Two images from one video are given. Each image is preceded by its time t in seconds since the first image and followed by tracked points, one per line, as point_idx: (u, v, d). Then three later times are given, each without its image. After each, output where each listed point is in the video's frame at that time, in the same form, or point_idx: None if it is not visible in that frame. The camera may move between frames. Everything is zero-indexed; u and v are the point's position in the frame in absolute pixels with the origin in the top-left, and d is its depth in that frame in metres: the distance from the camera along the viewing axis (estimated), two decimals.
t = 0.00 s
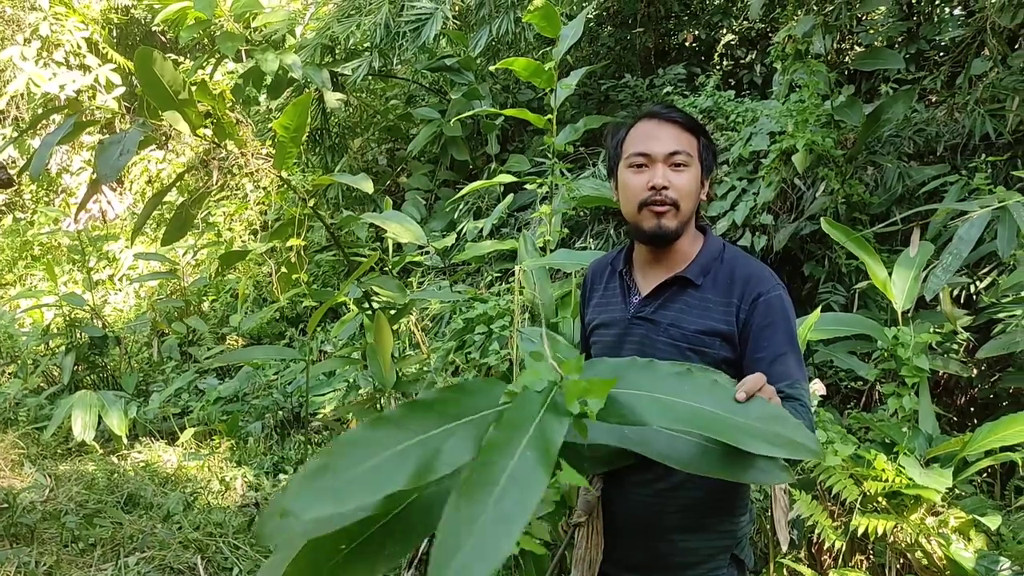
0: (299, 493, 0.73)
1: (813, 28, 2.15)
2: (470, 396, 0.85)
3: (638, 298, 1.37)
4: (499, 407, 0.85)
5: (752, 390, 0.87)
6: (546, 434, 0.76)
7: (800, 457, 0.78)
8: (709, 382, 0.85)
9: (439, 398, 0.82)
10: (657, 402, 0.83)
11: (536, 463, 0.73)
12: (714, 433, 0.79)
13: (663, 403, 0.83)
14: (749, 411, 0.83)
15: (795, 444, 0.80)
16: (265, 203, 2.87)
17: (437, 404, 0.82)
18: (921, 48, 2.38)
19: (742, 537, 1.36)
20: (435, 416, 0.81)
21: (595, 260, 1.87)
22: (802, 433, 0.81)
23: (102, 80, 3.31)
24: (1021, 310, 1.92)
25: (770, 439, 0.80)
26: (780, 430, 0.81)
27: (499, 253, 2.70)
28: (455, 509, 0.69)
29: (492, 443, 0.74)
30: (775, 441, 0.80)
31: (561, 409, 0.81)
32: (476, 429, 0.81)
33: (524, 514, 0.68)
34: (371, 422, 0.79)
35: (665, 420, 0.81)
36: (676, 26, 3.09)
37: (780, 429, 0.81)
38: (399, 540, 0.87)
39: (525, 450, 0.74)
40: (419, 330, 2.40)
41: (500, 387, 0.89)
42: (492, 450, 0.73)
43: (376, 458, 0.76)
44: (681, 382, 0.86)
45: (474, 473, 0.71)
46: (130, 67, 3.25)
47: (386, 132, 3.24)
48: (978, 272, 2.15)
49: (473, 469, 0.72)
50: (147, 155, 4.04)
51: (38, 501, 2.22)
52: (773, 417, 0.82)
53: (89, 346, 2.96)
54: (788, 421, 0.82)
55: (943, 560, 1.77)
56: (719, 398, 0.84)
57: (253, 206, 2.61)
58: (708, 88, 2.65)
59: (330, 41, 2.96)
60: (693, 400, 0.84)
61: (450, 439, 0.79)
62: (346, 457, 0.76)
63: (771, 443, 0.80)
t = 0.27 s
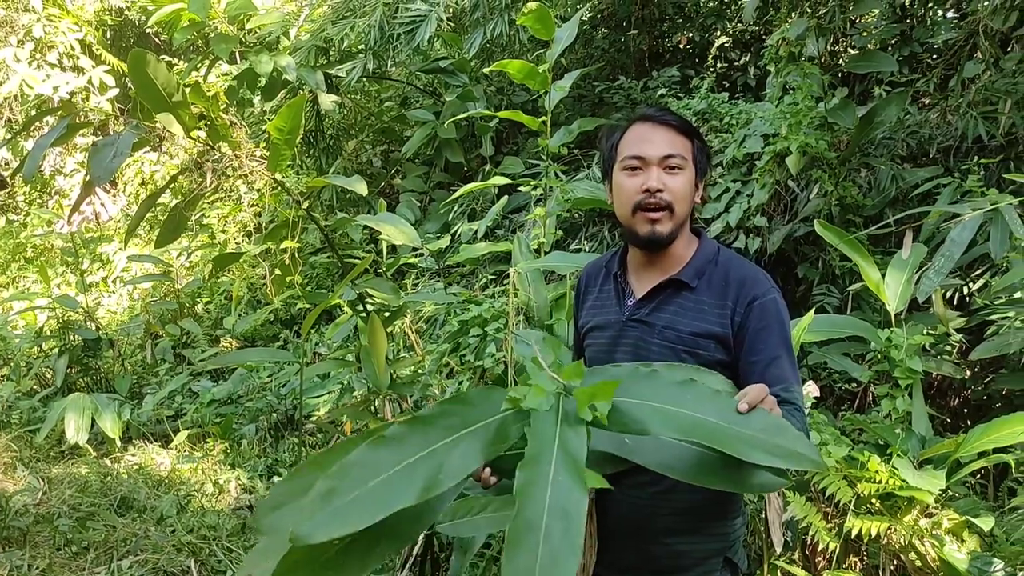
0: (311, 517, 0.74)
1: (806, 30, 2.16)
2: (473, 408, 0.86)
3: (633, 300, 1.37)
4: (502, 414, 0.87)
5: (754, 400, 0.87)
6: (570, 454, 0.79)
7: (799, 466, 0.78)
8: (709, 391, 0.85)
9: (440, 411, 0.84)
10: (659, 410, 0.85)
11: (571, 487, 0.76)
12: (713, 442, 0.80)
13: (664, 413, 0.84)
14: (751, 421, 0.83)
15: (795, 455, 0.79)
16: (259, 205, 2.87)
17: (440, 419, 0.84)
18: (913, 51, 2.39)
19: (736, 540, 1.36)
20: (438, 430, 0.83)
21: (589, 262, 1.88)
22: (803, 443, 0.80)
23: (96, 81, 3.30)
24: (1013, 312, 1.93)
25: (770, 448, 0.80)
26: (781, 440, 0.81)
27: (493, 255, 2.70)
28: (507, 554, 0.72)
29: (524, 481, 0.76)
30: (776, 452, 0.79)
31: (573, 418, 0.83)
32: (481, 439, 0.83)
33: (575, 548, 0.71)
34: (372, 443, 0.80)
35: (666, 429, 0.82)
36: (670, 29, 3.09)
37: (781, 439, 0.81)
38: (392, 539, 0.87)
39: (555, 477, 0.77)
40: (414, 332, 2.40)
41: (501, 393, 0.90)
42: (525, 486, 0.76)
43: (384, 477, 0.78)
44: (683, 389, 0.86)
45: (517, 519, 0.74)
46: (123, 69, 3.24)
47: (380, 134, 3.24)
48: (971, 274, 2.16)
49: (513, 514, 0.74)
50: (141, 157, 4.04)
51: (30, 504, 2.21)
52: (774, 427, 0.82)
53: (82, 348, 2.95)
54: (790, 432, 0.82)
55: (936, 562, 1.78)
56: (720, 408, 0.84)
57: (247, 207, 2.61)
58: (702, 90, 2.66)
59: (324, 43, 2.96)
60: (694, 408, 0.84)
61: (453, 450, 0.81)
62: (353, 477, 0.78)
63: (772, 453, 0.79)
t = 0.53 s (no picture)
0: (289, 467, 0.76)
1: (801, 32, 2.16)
2: (467, 387, 0.86)
3: (629, 302, 1.37)
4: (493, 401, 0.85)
5: (744, 401, 0.87)
6: (541, 430, 0.77)
7: (789, 469, 0.79)
8: (699, 391, 0.85)
9: (437, 385, 0.83)
10: (648, 407, 0.84)
11: (529, 459, 0.75)
12: (703, 442, 0.80)
13: (654, 410, 0.84)
14: (741, 422, 0.83)
15: (785, 458, 0.80)
16: (254, 206, 2.86)
17: (435, 392, 0.83)
18: (908, 53, 2.40)
19: (730, 542, 1.37)
20: (431, 404, 0.82)
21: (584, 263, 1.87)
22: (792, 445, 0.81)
23: (90, 82, 3.29)
24: (1007, 314, 1.93)
25: (761, 450, 0.80)
26: (771, 443, 0.81)
27: (489, 256, 2.70)
28: (445, 497, 0.72)
29: (487, 437, 0.76)
30: (767, 454, 0.80)
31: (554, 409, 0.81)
32: (468, 420, 0.82)
33: (511, 511, 0.71)
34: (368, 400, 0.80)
35: (655, 426, 0.82)
36: (666, 30, 3.09)
37: (770, 442, 0.81)
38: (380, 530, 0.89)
39: (517, 443, 0.76)
40: (409, 333, 2.40)
41: (495, 382, 0.88)
42: (487, 441, 0.75)
43: (366, 440, 0.78)
44: (673, 388, 0.85)
45: (468, 465, 0.74)
46: (118, 69, 3.23)
47: (375, 135, 3.24)
48: (965, 276, 2.16)
49: (466, 459, 0.74)
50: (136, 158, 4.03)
51: (24, 506, 2.20)
52: (765, 429, 0.82)
53: (76, 350, 2.94)
54: (779, 435, 0.83)
55: (930, 562, 1.78)
56: (709, 408, 0.84)
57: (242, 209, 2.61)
58: (697, 91, 2.66)
59: (319, 44, 2.95)
60: (685, 408, 0.84)
61: (440, 429, 0.80)
62: (337, 434, 0.78)
63: (762, 455, 0.80)
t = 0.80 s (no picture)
0: (283, 506, 0.74)
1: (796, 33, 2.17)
2: (453, 405, 0.86)
3: (621, 302, 1.37)
4: (482, 414, 0.86)
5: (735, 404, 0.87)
6: (539, 449, 0.77)
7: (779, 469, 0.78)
8: (689, 391, 0.85)
9: (422, 407, 0.84)
10: (637, 410, 0.84)
11: (534, 483, 0.74)
12: (692, 444, 0.79)
13: (643, 413, 0.84)
14: (731, 422, 0.83)
15: (775, 459, 0.79)
16: (248, 206, 2.86)
17: (420, 411, 0.84)
18: (902, 54, 2.41)
19: (724, 542, 1.36)
20: (418, 427, 0.82)
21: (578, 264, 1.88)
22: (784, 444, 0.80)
23: (85, 82, 3.29)
24: (1001, 314, 1.94)
25: (751, 452, 0.80)
26: (761, 444, 0.81)
27: (484, 257, 2.70)
28: (461, 538, 0.70)
29: (487, 469, 0.75)
30: (757, 455, 0.79)
31: (548, 419, 0.82)
32: (459, 437, 0.83)
33: (530, 540, 0.69)
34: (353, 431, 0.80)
35: (644, 429, 0.82)
36: (661, 31, 3.09)
37: (761, 443, 0.81)
38: (376, 538, 0.89)
39: (520, 468, 0.76)
40: (404, 334, 2.40)
41: (482, 393, 0.89)
42: (488, 473, 0.75)
43: (357, 469, 0.78)
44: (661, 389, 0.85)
45: (475, 504, 0.72)
46: (112, 69, 3.23)
47: (371, 135, 3.23)
48: (959, 276, 2.16)
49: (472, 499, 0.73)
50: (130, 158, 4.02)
51: (18, 507, 2.19)
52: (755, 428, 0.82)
53: (71, 350, 2.94)
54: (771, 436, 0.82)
55: (924, 563, 1.78)
56: (700, 408, 0.83)
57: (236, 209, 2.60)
58: (692, 93, 2.66)
59: (314, 44, 2.95)
60: (674, 408, 0.84)
61: (432, 448, 0.81)
62: (327, 467, 0.78)
63: (752, 456, 0.79)
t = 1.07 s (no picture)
0: (269, 484, 0.75)
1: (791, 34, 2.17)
2: (444, 394, 0.85)
3: (616, 300, 1.37)
4: (472, 403, 0.86)
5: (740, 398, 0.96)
6: (525, 435, 0.77)
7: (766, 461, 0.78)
8: (680, 382, 0.85)
9: (414, 391, 0.83)
10: (626, 399, 0.84)
11: (518, 466, 0.74)
12: (680, 436, 0.79)
13: (631, 405, 0.84)
14: (722, 413, 0.82)
15: (764, 450, 0.79)
16: (243, 206, 2.86)
17: (411, 397, 0.83)
18: (897, 54, 2.41)
19: (718, 542, 1.37)
20: (408, 412, 0.82)
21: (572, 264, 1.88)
22: (773, 436, 0.80)
23: (80, 82, 3.28)
24: (995, 314, 1.94)
25: (739, 442, 0.79)
26: (750, 433, 0.80)
27: (479, 257, 2.70)
28: (441, 518, 0.70)
29: (472, 451, 0.74)
30: (745, 445, 0.79)
31: (535, 407, 0.81)
32: (450, 424, 0.83)
33: (510, 523, 0.69)
34: (342, 414, 0.80)
35: (633, 421, 0.82)
36: (656, 32, 3.10)
37: (749, 431, 0.80)
38: (366, 530, 0.89)
39: (505, 451, 0.75)
40: (399, 334, 2.40)
41: (472, 383, 0.89)
42: (473, 455, 0.74)
43: (345, 452, 0.78)
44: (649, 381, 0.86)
45: (459, 484, 0.72)
46: (107, 70, 3.22)
47: (366, 135, 3.23)
48: (953, 277, 2.17)
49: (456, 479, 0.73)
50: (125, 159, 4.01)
51: (12, 508, 2.19)
52: (743, 418, 0.81)
53: (65, 350, 2.93)
54: (760, 423, 0.81)
55: (919, 563, 1.79)
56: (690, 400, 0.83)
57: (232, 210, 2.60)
58: (687, 93, 2.67)
59: (310, 44, 2.95)
60: (663, 400, 0.83)
61: (421, 434, 0.80)
62: (316, 449, 0.78)
63: (740, 447, 0.79)
